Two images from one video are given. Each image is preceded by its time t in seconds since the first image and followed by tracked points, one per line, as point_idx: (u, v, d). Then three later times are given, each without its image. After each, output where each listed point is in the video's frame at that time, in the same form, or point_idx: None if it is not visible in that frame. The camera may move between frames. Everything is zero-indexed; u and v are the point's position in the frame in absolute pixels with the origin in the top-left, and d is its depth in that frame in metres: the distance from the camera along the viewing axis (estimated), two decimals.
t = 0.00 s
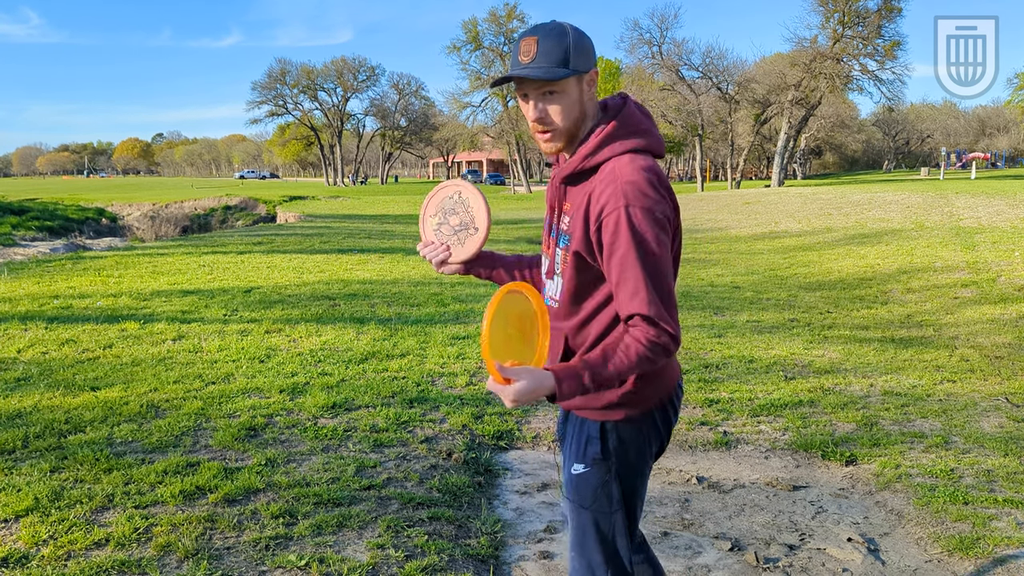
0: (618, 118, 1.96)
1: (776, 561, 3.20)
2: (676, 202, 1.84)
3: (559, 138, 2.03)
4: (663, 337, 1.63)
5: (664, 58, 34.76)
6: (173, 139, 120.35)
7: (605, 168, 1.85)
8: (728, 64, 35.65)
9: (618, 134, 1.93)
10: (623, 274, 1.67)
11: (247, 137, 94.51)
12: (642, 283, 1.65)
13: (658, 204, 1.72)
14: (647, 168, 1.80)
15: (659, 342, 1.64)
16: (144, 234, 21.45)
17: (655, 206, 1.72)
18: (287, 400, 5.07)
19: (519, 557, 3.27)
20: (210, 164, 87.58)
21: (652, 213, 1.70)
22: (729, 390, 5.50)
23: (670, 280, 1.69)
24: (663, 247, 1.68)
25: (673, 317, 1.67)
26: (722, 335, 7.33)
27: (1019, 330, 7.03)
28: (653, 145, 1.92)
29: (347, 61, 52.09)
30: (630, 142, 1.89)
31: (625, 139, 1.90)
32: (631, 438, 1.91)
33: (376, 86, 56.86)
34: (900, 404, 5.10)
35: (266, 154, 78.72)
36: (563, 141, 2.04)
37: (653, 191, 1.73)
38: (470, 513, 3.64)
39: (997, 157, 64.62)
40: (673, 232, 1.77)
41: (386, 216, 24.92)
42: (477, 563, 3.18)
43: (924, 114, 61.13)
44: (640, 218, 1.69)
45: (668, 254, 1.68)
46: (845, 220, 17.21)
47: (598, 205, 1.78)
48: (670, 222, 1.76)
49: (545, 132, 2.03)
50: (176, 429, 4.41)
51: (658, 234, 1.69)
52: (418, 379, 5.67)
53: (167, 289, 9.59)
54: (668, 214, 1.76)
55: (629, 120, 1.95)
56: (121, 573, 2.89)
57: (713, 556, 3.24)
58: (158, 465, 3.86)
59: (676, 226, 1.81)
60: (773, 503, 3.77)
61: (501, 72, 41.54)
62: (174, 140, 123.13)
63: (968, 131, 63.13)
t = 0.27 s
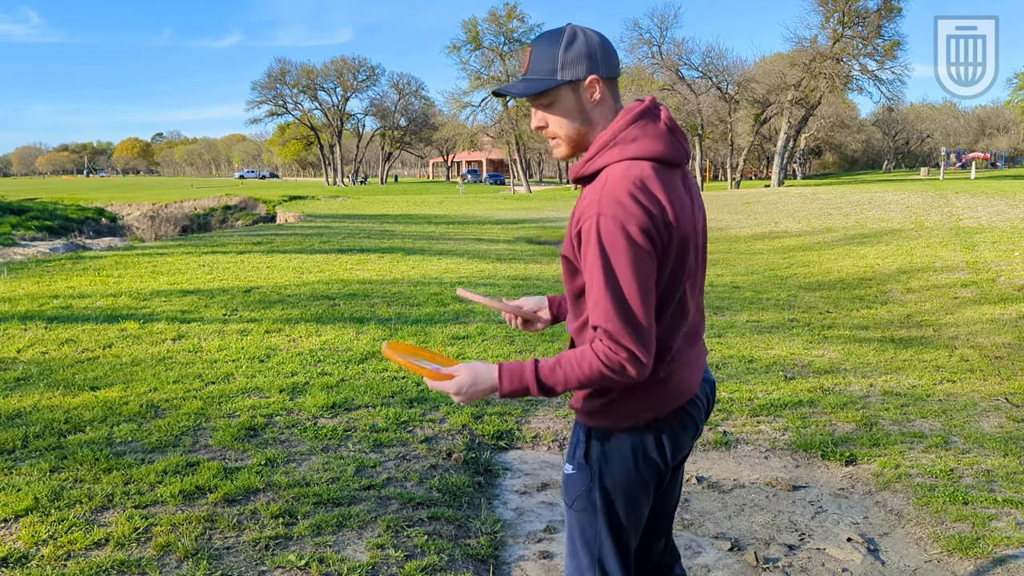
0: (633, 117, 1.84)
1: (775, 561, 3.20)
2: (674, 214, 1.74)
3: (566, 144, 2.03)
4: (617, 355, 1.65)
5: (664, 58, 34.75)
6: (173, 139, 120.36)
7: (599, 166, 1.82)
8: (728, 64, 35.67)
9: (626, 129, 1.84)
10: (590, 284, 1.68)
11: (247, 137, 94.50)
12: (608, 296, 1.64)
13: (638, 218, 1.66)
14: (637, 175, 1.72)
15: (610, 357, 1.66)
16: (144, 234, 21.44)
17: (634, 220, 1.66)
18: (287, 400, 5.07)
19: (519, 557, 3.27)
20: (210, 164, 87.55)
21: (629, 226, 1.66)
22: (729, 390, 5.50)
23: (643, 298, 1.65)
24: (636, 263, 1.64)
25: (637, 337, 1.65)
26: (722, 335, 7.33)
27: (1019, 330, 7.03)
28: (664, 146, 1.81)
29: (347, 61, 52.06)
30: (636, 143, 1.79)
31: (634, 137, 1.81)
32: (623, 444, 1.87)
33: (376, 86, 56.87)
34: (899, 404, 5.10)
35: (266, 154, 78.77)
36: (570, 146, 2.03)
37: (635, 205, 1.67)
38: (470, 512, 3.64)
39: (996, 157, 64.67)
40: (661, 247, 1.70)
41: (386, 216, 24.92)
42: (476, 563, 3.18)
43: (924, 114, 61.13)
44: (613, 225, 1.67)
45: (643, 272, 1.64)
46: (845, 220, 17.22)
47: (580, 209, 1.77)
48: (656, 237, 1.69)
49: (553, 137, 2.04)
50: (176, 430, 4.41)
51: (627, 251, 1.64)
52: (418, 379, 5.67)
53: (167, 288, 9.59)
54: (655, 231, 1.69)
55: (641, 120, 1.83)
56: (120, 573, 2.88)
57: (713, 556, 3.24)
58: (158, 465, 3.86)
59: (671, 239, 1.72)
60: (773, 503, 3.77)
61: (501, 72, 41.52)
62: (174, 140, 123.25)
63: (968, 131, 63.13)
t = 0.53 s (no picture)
0: (699, 117, 1.75)
1: (775, 561, 3.20)
2: (731, 227, 1.63)
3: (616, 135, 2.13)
4: (635, 362, 1.62)
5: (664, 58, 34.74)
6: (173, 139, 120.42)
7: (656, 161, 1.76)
8: (728, 64, 35.66)
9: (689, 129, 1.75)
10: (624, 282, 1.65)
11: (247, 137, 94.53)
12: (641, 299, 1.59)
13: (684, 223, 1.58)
14: (688, 177, 1.64)
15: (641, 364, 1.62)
16: (144, 234, 21.45)
17: (677, 225, 1.58)
18: (287, 400, 5.07)
19: (519, 556, 3.27)
20: (210, 164, 87.59)
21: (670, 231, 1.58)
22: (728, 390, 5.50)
23: (679, 310, 1.57)
24: (675, 270, 1.56)
25: (667, 347, 1.58)
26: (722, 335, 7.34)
27: (1019, 330, 7.03)
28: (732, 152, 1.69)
29: (347, 61, 52.07)
30: (697, 143, 1.69)
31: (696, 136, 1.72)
32: (659, 467, 1.76)
33: (376, 86, 56.87)
34: (899, 404, 5.10)
35: (266, 154, 78.78)
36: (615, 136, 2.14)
37: (679, 210, 1.59)
38: (470, 512, 3.64)
39: (996, 156, 64.73)
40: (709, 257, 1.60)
41: (386, 216, 24.92)
42: (477, 563, 3.18)
43: (924, 114, 61.14)
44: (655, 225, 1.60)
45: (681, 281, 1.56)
46: (845, 220, 17.21)
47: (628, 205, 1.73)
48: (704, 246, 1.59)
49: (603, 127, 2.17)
50: (176, 429, 4.41)
51: (664, 257, 1.57)
52: (418, 379, 5.67)
53: (167, 288, 9.59)
54: (702, 242, 1.59)
55: (705, 120, 1.73)
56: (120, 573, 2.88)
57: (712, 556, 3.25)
58: (158, 465, 3.86)
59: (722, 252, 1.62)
60: (773, 503, 3.77)
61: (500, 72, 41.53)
62: (174, 140, 123.27)
63: (968, 131, 63.10)
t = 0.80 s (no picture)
0: (752, 100, 1.70)
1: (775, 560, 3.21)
2: (778, 214, 1.57)
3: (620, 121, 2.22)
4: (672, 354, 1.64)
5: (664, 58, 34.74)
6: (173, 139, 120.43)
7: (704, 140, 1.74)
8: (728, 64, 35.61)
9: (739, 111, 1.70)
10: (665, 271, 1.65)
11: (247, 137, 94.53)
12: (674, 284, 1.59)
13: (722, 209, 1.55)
14: (731, 162, 1.60)
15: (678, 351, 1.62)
16: (144, 234, 21.44)
17: (714, 211, 1.55)
18: (287, 400, 5.07)
19: (519, 556, 3.27)
20: (210, 164, 87.60)
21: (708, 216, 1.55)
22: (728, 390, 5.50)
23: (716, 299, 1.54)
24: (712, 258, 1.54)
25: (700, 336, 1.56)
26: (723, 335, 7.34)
27: (1019, 330, 7.03)
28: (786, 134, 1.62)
29: (347, 61, 52.09)
30: (744, 125, 1.65)
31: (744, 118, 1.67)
32: (705, 473, 1.68)
33: (375, 86, 56.88)
34: (900, 404, 5.10)
35: (266, 154, 78.82)
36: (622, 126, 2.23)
37: (719, 194, 1.56)
38: (470, 513, 3.64)
39: (996, 157, 64.78)
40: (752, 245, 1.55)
41: (386, 216, 24.93)
42: (476, 563, 3.18)
43: (924, 114, 61.16)
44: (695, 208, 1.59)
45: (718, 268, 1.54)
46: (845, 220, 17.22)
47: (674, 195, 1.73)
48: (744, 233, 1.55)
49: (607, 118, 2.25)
50: (176, 430, 4.41)
51: (698, 241, 1.55)
52: (418, 379, 5.67)
53: (167, 288, 9.59)
54: (741, 231, 1.55)
55: (756, 101, 1.68)
56: (120, 573, 2.88)
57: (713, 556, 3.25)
58: (158, 465, 3.86)
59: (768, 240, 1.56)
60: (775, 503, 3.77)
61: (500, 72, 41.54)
62: (174, 140, 123.30)
63: (967, 131, 63.11)
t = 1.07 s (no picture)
0: (803, 100, 1.68)
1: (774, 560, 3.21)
2: (826, 223, 1.55)
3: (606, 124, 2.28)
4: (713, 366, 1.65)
5: (664, 57, 34.75)
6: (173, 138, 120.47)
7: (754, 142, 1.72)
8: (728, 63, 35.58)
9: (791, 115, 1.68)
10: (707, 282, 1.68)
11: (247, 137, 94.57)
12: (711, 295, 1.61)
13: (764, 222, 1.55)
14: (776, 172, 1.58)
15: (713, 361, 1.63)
16: (144, 233, 21.44)
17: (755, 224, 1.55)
18: (287, 399, 5.07)
19: (519, 556, 3.27)
20: (210, 163, 87.65)
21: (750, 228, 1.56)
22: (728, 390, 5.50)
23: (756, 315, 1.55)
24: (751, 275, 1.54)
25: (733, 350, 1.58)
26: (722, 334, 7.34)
27: (1019, 329, 7.03)
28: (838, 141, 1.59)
29: (347, 61, 52.10)
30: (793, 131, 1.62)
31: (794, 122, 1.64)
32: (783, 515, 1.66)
33: (375, 85, 56.91)
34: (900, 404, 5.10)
35: (266, 154, 78.84)
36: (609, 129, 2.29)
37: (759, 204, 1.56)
38: (470, 513, 3.64)
39: (996, 156, 64.73)
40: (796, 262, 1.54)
41: (386, 216, 24.92)
42: (477, 563, 3.17)
43: (924, 114, 61.13)
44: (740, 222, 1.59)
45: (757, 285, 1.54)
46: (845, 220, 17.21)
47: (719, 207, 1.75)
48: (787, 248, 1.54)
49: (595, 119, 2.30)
50: (176, 429, 4.41)
51: (735, 252, 1.56)
52: (418, 379, 5.67)
53: (167, 288, 9.59)
54: (782, 242, 1.54)
55: (807, 100, 1.67)
56: (120, 573, 2.88)
57: (713, 556, 3.24)
58: (158, 465, 3.86)
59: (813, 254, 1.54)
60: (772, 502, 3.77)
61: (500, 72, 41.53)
62: (174, 139, 123.33)
63: (967, 130, 63.07)
